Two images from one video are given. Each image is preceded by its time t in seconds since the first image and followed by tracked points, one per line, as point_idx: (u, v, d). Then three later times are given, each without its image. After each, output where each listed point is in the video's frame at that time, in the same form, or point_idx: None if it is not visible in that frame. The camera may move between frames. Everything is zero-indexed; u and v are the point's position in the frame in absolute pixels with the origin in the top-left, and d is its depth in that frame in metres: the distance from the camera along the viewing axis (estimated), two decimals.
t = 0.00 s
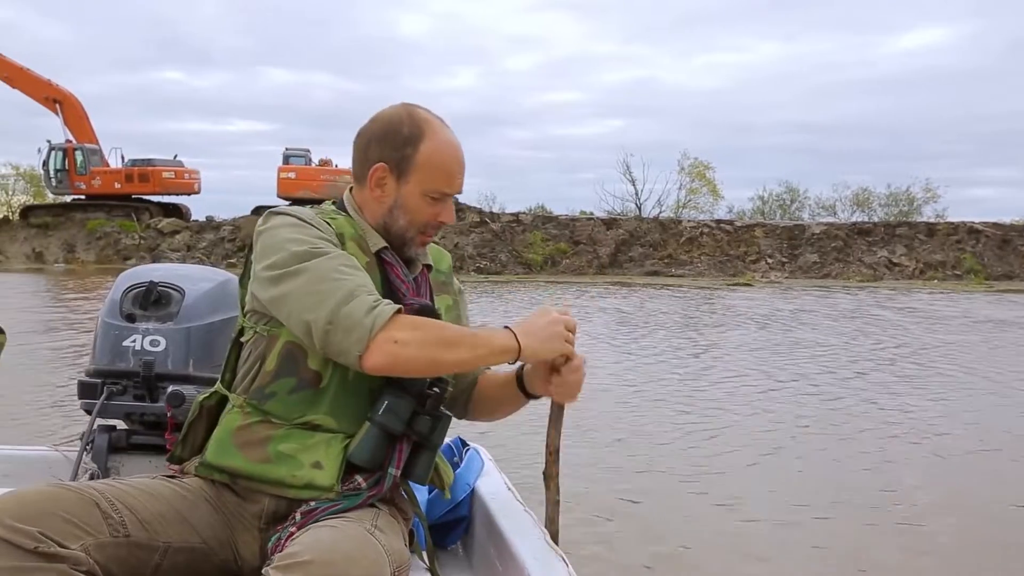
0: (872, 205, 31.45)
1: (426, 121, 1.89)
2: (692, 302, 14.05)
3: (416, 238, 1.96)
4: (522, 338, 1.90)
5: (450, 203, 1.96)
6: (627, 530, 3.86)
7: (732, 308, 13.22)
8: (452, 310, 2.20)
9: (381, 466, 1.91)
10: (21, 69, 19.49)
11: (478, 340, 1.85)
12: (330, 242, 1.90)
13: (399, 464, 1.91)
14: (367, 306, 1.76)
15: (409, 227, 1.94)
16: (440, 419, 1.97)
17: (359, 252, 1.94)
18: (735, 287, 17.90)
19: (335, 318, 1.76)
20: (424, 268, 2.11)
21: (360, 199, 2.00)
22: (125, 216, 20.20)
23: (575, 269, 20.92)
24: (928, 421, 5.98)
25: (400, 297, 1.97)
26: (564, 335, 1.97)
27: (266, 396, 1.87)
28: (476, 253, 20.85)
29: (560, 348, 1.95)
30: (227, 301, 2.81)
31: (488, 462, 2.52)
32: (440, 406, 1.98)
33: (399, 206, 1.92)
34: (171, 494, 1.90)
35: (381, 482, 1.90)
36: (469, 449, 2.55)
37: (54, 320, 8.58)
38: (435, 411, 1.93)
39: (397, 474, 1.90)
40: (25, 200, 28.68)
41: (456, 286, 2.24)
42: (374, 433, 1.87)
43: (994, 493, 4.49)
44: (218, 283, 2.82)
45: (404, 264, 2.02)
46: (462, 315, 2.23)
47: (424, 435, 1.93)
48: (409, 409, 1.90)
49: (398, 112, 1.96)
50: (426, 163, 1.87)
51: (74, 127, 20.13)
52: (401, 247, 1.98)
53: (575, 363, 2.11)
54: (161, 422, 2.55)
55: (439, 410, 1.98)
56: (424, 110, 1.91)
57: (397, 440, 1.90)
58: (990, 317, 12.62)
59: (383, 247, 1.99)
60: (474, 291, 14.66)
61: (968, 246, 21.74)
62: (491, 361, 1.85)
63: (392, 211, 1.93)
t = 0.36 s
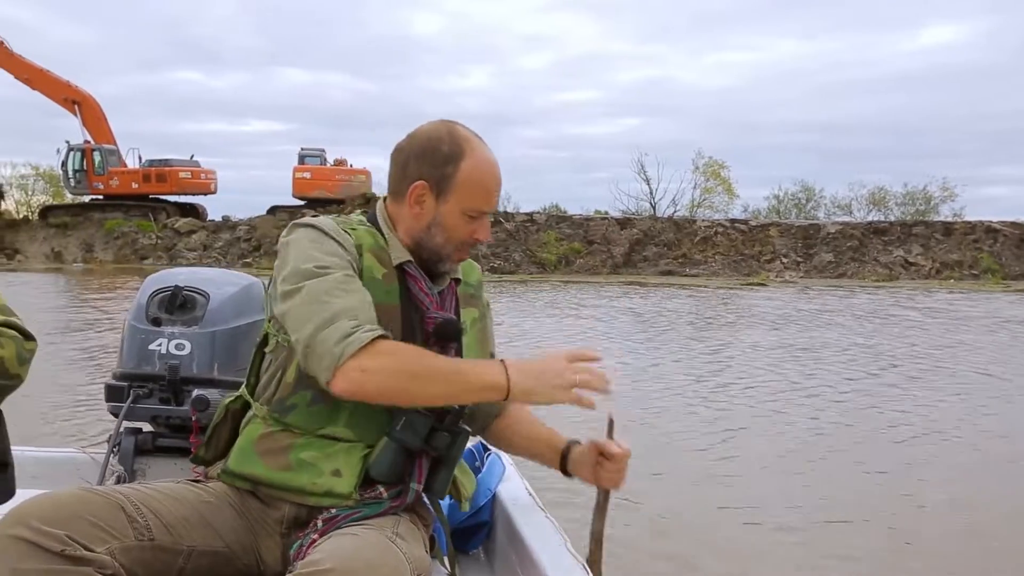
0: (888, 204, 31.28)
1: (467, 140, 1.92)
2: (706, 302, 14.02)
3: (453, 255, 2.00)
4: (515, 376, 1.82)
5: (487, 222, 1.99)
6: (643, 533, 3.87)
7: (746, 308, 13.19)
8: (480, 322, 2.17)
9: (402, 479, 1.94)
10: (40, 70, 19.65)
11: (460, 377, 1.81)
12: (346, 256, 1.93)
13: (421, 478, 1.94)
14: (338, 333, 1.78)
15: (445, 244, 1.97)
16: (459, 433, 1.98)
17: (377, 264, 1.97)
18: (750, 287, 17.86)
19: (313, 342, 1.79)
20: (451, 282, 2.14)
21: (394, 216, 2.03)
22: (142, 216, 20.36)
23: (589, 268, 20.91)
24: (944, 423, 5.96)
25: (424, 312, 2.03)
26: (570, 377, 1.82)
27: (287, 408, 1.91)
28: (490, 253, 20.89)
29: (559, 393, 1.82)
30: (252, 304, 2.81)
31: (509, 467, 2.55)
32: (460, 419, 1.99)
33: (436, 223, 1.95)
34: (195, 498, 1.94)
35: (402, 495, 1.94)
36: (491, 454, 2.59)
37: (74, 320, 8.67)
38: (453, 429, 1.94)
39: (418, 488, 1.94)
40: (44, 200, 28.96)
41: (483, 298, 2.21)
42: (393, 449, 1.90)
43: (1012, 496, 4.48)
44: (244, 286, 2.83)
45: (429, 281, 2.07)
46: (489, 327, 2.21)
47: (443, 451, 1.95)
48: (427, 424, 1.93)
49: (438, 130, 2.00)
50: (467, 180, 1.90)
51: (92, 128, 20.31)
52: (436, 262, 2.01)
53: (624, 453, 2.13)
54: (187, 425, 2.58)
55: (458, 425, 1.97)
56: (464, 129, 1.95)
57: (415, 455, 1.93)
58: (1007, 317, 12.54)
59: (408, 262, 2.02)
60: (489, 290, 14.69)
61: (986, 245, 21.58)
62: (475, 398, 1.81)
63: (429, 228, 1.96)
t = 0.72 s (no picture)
0: (911, 203, 31.05)
1: (505, 161, 1.93)
2: (727, 302, 13.97)
3: (488, 274, 2.01)
4: (459, 427, 1.80)
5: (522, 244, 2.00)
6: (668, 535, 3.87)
7: (768, 309, 13.12)
8: (514, 337, 2.17)
9: (430, 498, 1.98)
10: (66, 71, 19.87)
11: (406, 418, 1.82)
12: (358, 278, 1.99)
13: (451, 497, 1.98)
14: (292, 365, 1.83)
15: (481, 264, 1.98)
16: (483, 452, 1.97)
17: (395, 278, 2.01)
18: (770, 287, 17.79)
19: (278, 366, 1.87)
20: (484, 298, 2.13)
21: (429, 234, 2.05)
22: (165, 216, 20.59)
23: (609, 268, 20.88)
24: (970, 429, 5.92)
25: (451, 327, 2.03)
26: (523, 433, 1.76)
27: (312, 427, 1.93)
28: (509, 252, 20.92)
29: (507, 445, 1.76)
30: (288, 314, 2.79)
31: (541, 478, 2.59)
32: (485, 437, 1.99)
33: (472, 243, 1.96)
34: (227, 517, 1.98)
35: (434, 512, 1.98)
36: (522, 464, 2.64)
37: (101, 320, 8.78)
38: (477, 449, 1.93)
39: (448, 506, 1.97)
40: (70, 200, 29.33)
41: (517, 313, 2.20)
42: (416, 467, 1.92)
43: None
44: (277, 296, 2.80)
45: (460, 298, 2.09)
46: (523, 342, 2.20)
47: (468, 469, 1.97)
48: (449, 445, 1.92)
49: (479, 148, 2.00)
50: (504, 203, 1.92)
51: (117, 129, 20.56)
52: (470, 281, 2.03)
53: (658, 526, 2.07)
54: (222, 435, 2.61)
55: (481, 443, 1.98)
56: (503, 151, 1.96)
57: (441, 475, 1.97)
58: None
59: (435, 279, 2.04)
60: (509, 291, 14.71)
61: (1010, 245, 21.37)
62: (419, 439, 1.82)
63: (465, 248, 1.98)
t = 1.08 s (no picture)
0: (943, 199, 30.65)
1: (549, 166, 1.98)
2: (757, 302, 13.85)
3: (537, 282, 2.00)
4: (441, 458, 1.74)
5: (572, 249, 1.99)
6: (705, 544, 3.85)
7: (799, 309, 12.98)
8: (568, 359, 2.14)
9: (475, 513, 1.98)
10: (99, 72, 20.10)
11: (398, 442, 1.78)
12: (402, 297, 1.99)
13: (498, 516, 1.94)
14: (310, 377, 1.85)
15: (528, 269, 1.98)
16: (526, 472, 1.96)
17: (445, 295, 2.01)
18: (800, 285, 17.62)
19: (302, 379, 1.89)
20: (535, 316, 2.10)
21: (480, 248, 2.07)
22: (196, 215, 20.83)
23: (636, 266, 20.75)
24: (1011, 435, 5.82)
25: (499, 348, 2.01)
26: (503, 473, 1.69)
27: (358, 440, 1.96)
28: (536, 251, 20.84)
29: (485, 482, 1.70)
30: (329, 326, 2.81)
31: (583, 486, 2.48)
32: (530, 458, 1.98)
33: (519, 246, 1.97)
34: (278, 529, 1.97)
35: (483, 528, 1.96)
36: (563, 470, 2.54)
37: (135, 321, 8.88)
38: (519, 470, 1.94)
39: (497, 526, 1.94)
40: (103, 199, 29.75)
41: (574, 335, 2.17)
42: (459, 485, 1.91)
43: None
44: (318, 307, 2.82)
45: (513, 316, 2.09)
46: (578, 364, 2.17)
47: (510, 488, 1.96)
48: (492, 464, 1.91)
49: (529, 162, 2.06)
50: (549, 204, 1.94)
51: (149, 129, 20.81)
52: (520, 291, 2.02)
53: None
54: (268, 445, 2.60)
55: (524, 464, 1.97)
56: (550, 159, 2.00)
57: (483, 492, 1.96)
58: None
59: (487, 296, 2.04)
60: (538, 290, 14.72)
61: None
62: (404, 466, 1.78)
63: (512, 252, 1.99)
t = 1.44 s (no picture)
0: (979, 190, 30.16)
1: (585, 179, 2.04)
2: (788, 296, 13.75)
3: (582, 292, 2.01)
4: (436, 469, 1.74)
5: (615, 258, 2.01)
6: (738, 539, 3.85)
7: (832, 303, 12.84)
8: (619, 379, 2.07)
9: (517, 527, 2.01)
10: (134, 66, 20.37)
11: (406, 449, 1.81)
12: (446, 312, 2.04)
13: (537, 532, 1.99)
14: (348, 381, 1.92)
15: (571, 278, 2.00)
16: (566, 488, 1.97)
17: (491, 309, 2.05)
18: (831, 278, 17.46)
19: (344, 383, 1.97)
20: (585, 333, 2.06)
21: (528, 267, 2.11)
22: (229, 207, 21.09)
23: (665, 258, 20.65)
24: None
25: (543, 364, 2.01)
26: (486, 491, 1.66)
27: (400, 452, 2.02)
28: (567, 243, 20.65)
29: (470, 498, 1.68)
30: (369, 335, 2.86)
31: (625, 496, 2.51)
32: (570, 474, 1.97)
33: (560, 257, 2.01)
34: (323, 541, 2.01)
35: (526, 543, 1.99)
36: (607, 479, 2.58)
37: (171, 314, 9.05)
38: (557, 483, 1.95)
39: (539, 542, 1.99)
40: (138, 191, 30.22)
41: (628, 355, 2.10)
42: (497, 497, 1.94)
43: None
44: (360, 315, 2.86)
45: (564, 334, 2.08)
46: (629, 386, 2.10)
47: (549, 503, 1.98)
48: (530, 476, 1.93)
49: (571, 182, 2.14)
50: (584, 212, 1.98)
51: (183, 123, 21.08)
52: (566, 304, 2.02)
53: None
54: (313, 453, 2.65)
55: (564, 480, 1.97)
56: (589, 175, 2.06)
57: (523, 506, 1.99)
58: None
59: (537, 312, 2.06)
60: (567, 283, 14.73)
61: None
62: (407, 474, 1.79)
63: (554, 264, 2.02)
